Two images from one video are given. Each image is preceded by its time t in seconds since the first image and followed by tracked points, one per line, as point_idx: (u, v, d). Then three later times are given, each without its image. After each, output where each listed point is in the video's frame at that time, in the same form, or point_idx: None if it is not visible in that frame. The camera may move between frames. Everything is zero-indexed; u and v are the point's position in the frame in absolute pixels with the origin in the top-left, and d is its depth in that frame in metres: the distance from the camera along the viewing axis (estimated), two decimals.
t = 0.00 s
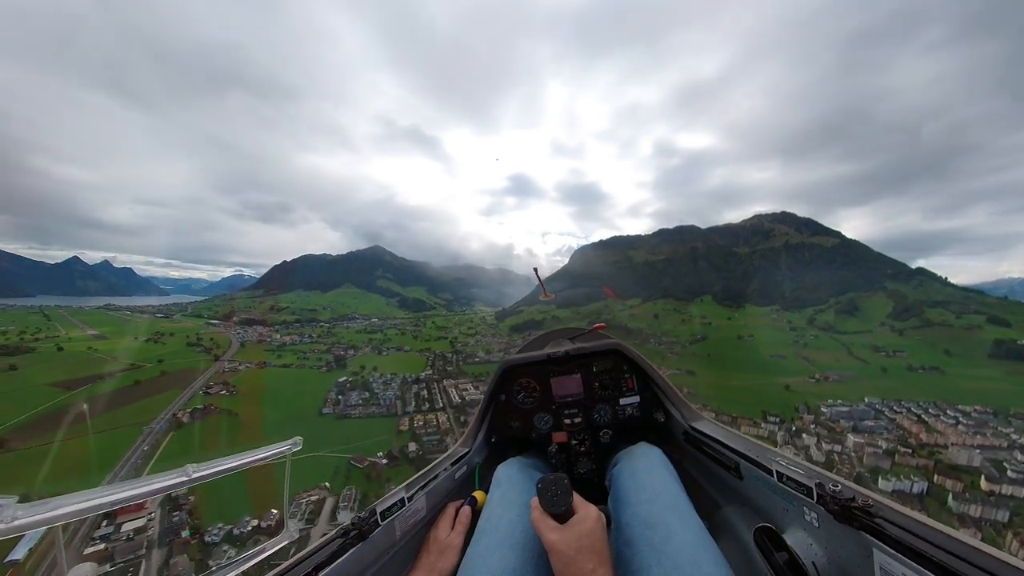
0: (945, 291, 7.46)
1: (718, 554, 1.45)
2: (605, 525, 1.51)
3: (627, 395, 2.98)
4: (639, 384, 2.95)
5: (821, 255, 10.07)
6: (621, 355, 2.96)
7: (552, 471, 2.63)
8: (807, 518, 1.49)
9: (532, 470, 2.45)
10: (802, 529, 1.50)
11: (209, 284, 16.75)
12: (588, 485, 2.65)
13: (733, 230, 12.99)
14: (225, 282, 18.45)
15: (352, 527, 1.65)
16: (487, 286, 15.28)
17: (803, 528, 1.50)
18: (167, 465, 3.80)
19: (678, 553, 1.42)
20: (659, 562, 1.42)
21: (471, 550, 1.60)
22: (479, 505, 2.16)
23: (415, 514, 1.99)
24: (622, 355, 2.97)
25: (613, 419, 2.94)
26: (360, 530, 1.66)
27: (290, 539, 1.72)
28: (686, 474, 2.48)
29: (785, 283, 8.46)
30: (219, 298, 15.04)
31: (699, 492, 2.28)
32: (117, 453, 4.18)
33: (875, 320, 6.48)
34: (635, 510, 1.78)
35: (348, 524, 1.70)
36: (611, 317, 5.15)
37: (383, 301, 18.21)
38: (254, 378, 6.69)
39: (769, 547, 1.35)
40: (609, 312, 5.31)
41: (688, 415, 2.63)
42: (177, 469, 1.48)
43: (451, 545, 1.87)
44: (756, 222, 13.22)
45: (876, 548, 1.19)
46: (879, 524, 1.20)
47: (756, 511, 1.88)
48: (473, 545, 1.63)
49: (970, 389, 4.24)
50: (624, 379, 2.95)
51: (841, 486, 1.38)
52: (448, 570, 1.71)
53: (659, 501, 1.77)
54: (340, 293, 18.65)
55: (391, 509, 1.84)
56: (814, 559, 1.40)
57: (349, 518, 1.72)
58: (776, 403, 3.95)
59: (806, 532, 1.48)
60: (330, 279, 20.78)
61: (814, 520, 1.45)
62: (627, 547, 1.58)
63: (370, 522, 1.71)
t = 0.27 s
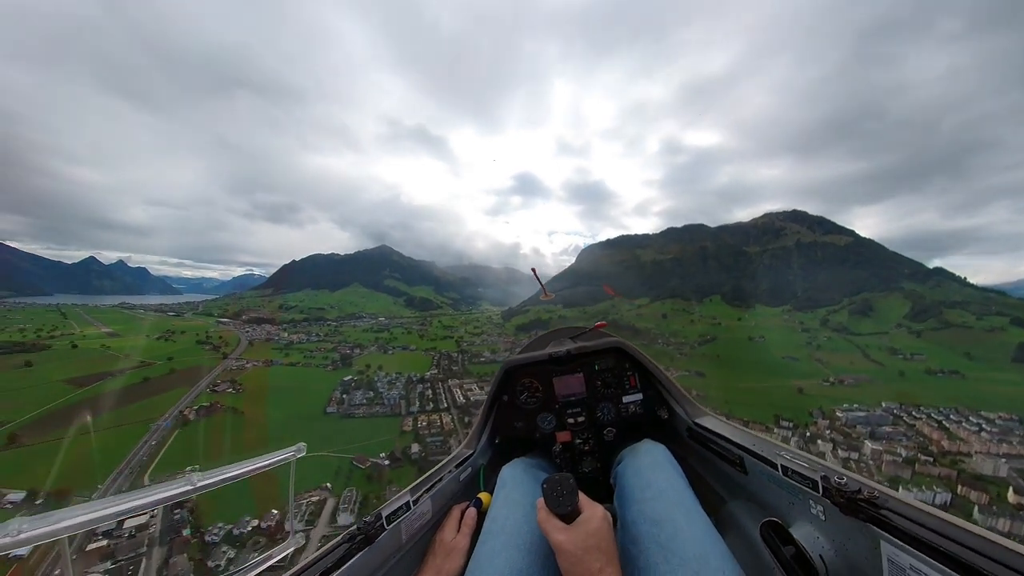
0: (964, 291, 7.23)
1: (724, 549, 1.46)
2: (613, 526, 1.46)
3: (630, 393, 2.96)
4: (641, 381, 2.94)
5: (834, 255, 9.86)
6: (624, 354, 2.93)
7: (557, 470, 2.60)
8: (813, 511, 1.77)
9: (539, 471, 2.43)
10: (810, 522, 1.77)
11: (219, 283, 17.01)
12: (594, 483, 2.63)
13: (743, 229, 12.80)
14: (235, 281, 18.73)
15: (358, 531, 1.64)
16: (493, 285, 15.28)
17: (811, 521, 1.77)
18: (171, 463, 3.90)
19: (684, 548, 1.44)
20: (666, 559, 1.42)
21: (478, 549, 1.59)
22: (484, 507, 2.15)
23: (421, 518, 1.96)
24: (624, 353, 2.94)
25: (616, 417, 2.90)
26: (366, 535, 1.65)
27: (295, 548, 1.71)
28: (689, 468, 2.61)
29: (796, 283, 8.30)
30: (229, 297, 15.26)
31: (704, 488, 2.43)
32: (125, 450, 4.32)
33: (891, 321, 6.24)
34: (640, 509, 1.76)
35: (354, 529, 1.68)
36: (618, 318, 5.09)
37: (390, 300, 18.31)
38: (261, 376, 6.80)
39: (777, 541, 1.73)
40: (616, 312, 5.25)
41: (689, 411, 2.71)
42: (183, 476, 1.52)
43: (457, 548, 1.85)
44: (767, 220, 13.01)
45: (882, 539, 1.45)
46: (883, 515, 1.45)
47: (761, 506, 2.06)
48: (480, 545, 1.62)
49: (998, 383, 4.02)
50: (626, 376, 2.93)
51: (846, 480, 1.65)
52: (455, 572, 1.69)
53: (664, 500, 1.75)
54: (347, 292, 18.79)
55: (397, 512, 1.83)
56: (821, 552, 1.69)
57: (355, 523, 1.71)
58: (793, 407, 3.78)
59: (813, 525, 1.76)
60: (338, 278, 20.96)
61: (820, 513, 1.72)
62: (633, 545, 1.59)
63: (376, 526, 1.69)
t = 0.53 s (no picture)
0: (985, 291, 6.98)
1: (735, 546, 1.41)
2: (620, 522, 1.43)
3: (633, 390, 2.91)
4: (645, 378, 2.89)
5: (847, 254, 9.64)
6: (626, 351, 2.87)
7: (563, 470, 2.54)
8: (820, 503, 1.70)
9: (544, 471, 2.37)
10: (817, 514, 1.71)
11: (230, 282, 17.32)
12: (600, 482, 2.57)
13: (753, 228, 12.61)
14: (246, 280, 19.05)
15: (365, 535, 1.61)
16: (500, 284, 15.28)
17: (818, 514, 1.71)
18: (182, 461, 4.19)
19: (691, 544, 1.39)
20: (676, 557, 1.37)
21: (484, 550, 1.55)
22: (491, 509, 2.10)
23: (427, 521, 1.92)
24: (627, 350, 2.89)
25: (621, 415, 2.84)
26: (374, 538, 1.61)
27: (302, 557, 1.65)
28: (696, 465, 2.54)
29: (808, 283, 8.14)
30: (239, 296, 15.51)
31: (711, 483, 2.36)
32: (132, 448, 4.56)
33: (908, 322, 6.00)
34: (647, 506, 1.70)
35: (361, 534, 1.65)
36: (625, 318, 5.03)
37: (397, 299, 18.42)
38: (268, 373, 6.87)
39: (786, 535, 1.69)
40: (623, 313, 5.18)
41: (694, 407, 2.64)
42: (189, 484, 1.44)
43: (465, 550, 1.80)
44: (778, 219, 12.80)
45: (891, 530, 1.38)
46: (890, 505, 1.39)
47: (768, 500, 1.99)
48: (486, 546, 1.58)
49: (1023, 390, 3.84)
50: (629, 374, 2.88)
51: (853, 471, 1.60)
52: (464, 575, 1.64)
53: (671, 496, 1.69)
54: (355, 292, 18.98)
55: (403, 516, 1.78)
56: (829, 544, 1.62)
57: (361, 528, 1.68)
58: (806, 409, 3.69)
59: (821, 517, 1.69)
60: (346, 278, 21.18)
61: (828, 505, 1.65)
62: (640, 542, 1.54)
63: (383, 530, 1.66)
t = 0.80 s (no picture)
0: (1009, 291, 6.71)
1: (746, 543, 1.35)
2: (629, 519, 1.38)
3: (637, 387, 2.86)
4: (648, 374, 2.84)
5: (861, 253, 9.41)
6: (629, 348, 2.84)
7: (569, 469, 2.46)
8: (829, 495, 1.67)
9: (551, 471, 2.31)
10: (826, 507, 1.67)
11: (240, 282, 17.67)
12: (607, 480, 2.49)
13: (763, 228, 12.43)
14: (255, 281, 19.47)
15: (373, 541, 1.60)
16: (505, 283, 15.32)
17: (826, 506, 1.68)
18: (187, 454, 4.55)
19: (700, 540, 1.34)
20: (685, 554, 1.32)
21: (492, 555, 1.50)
22: (498, 510, 2.05)
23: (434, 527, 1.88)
24: (628, 347, 2.84)
25: (625, 412, 2.79)
26: (381, 545, 1.60)
27: (312, 564, 1.63)
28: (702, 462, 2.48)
29: (820, 283, 7.97)
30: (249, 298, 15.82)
31: (720, 480, 2.28)
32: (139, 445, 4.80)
33: (926, 324, 5.78)
34: (655, 503, 1.65)
35: (368, 540, 1.65)
36: (632, 319, 4.99)
37: (403, 298, 18.56)
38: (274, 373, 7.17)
39: (795, 528, 1.72)
40: (631, 315, 5.13)
41: (698, 402, 2.60)
42: (195, 495, 1.40)
43: (473, 554, 1.76)
44: (789, 217, 12.59)
45: (901, 520, 1.37)
46: (900, 495, 1.38)
47: (776, 493, 1.95)
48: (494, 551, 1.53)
49: None
50: (632, 371, 2.84)
51: (860, 462, 1.58)
52: None
53: (679, 493, 1.63)
54: (362, 292, 19.19)
55: (411, 521, 1.75)
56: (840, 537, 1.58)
57: (368, 533, 1.67)
58: (819, 410, 3.59)
59: (830, 510, 1.66)
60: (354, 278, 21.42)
61: (836, 497, 1.62)
62: (649, 540, 1.49)
63: (390, 536, 1.64)
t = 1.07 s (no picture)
0: None
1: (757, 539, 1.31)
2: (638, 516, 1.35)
3: (641, 385, 2.78)
4: (651, 371, 2.77)
5: (878, 251, 9.16)
6: (632, 346, 2.76)
7: (575, 470, 2.39)
8: (837, 487, 1.58)
9: (558, 472, 2.26)
10: (834, 498, 1.58)
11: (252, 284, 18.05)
12: (615, 479, 2.42)
13: (775, 228, 12.21)
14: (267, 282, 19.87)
15: (382, 547, 1.57)
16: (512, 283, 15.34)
17: (835, 498, 1.58)
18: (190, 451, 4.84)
19: (709, 536, 1.31)
20: (695, 551, 1.28)
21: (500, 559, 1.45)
22: (506, 513, 1.98)
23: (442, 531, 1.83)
24: (631, 345, 2.77)
25: (630, 410, 2.71)
26: (390, 550, 1.57)
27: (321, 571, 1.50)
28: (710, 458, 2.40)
29: (835, 282, 7.77)
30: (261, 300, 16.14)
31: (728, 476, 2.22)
32: (147, 443, 5.09)
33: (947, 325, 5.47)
34: (663, 499, 1.60)
35: (376, 546, 1.62)
36: (640, 319, 4.93)
37: (411, 297, 18.67)
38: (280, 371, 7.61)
39: (802, 519, 1.61)
40: (638, 316, 5.07)
41: (704, 399, 2.54)
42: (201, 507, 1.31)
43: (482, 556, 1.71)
44: (802, 215, 12.34)
45: (909, 509, 1.28)
46: (907, 484, 1.29)
47: (785, 487, 1.86)
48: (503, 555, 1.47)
49: None
50: (636, 369, 2.76)
51: (867, 452, 1.50)
52: None
53: (687, 489, 1.58)
54: (371, 291, 19.38)
55: (418, 526, 1.71)
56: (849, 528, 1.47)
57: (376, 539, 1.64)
58: (835, 413, 3.47)
59: (838, 501, 1.56)
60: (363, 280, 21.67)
61: (844, 488, 1.54)
62: (657, 537, 1.44)
63: (399, 540, 1.61)
